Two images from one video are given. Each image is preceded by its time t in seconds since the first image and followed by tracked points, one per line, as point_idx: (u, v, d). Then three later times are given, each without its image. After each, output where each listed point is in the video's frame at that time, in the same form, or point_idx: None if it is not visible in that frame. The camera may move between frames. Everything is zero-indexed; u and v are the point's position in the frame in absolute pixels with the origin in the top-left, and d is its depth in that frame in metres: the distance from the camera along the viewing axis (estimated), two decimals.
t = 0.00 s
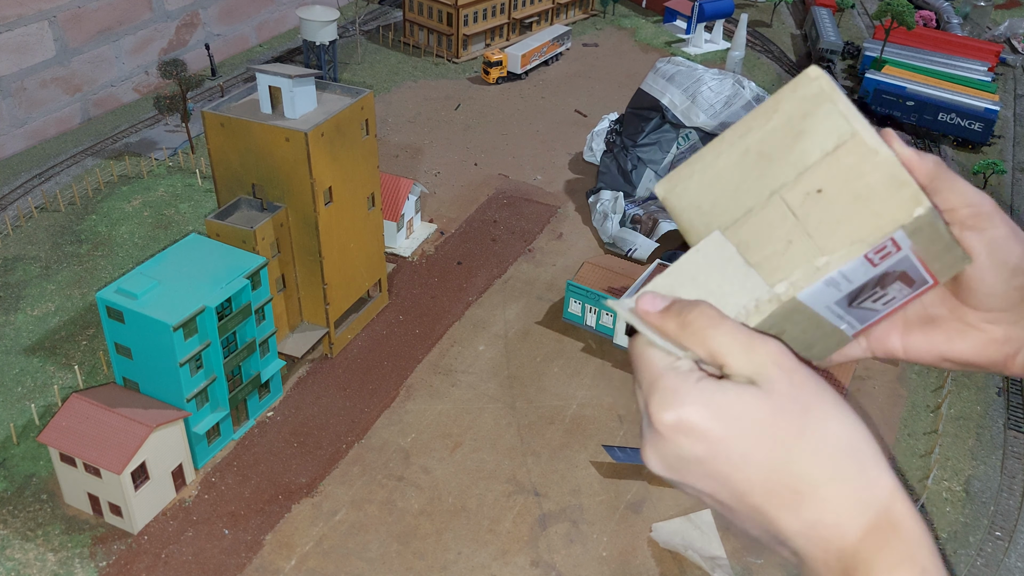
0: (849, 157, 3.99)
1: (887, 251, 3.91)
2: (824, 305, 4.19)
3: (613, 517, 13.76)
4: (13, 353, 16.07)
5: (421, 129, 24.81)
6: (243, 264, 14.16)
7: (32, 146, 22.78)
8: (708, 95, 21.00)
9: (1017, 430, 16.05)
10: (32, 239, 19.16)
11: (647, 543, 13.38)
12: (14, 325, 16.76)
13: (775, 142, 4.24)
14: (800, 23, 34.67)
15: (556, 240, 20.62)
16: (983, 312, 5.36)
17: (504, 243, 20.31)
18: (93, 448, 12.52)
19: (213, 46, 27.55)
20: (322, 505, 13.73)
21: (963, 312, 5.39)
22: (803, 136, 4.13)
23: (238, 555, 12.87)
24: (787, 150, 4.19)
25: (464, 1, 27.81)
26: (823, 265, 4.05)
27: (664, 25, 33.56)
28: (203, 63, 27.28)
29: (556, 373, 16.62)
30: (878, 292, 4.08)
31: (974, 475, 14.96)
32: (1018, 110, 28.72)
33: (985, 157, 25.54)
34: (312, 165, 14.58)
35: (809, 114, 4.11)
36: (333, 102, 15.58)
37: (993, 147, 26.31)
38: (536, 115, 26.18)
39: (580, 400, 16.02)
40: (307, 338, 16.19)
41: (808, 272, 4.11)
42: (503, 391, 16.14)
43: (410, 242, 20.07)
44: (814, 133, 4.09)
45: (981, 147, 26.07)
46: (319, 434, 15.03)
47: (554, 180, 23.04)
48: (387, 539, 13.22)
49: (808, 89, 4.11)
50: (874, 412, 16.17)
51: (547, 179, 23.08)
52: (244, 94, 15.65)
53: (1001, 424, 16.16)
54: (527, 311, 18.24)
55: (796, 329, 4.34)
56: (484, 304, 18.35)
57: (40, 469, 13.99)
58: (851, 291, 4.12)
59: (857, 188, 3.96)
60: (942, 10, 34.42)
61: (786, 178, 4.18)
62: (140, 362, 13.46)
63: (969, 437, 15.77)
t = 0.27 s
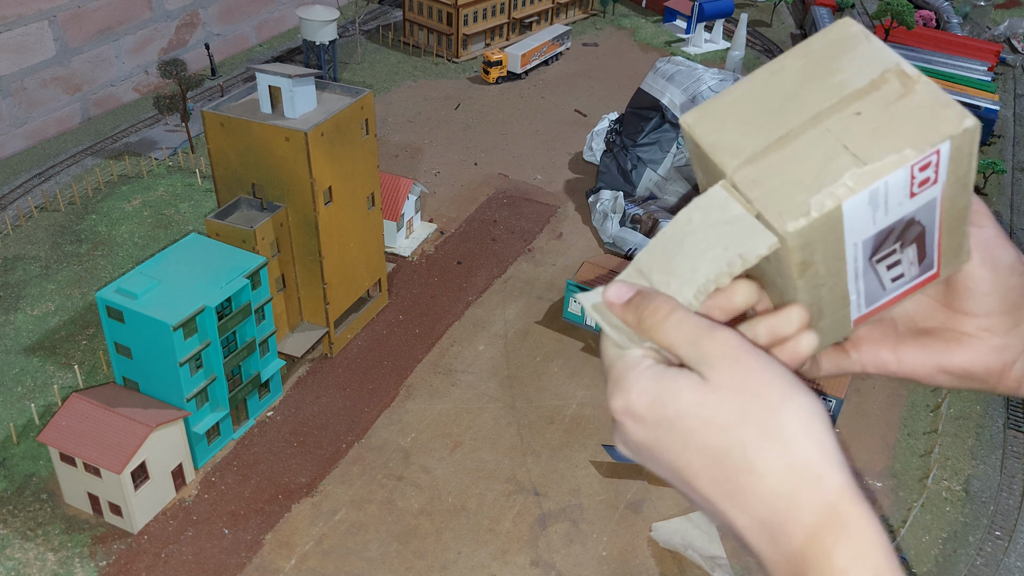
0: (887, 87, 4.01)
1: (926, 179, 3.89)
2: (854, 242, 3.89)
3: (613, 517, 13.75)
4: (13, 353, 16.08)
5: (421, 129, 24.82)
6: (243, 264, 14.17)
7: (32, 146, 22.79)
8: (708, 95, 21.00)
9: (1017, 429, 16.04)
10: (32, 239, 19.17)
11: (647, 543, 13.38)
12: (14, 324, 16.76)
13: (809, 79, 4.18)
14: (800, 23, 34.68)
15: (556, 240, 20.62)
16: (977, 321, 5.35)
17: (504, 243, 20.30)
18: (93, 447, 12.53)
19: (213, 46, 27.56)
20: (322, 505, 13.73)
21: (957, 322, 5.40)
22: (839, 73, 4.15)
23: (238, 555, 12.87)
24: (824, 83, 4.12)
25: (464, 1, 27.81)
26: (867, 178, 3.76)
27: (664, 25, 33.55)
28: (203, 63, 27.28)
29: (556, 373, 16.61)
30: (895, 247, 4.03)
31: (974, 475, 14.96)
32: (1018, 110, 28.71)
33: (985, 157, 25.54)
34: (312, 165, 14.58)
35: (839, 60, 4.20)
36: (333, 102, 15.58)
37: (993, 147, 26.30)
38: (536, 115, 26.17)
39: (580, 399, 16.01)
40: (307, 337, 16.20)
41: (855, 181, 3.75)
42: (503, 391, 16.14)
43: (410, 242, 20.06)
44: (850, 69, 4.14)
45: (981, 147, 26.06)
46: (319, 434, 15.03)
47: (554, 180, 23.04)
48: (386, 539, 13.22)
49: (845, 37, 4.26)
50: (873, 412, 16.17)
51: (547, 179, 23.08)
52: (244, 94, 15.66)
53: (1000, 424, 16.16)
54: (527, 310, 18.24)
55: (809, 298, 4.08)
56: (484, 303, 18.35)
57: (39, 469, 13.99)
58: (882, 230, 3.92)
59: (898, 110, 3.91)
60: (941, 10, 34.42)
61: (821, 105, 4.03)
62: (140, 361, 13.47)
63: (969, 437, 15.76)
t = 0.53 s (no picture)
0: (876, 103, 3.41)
1: (913, 208, 3.31)
2: (841, 269, 3.39)
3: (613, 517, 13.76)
4: (13, 353, 16.07)
5: (421, 129, 24.82)
6: (243, 264, 14.16)
7: (32, 146, 22.79)
8: (708, 95, 21.00)
9: (1016, 430, 16.04)
10: (32, 239, 19.17)
11: (647, 543, 13.39)
12: (14, 325, 16.76)
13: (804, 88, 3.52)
14: (800, 23, 34.69)
15: (556, 239, 20.62)
16: (979, 320, 5.30)
17: (504, 243, 20.30)
18: (93, 447, 12.53)
19: (213, 46, 27.56)
20: (322, 505, 13.73)
21: (959, 319, 5.34)
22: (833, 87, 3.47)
23: (238, 555, 12.87)
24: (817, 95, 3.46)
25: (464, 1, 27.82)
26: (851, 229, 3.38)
27: (664, 25, 33.55)
28: (203, 63, 27.29)
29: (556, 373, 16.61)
30: (887, 268, 3.52)
31: (974, 475, 14.96)
32: (1018, 110, 28.72)
33: (985, 157, 25.55)
34: (312, 165, 14.58)
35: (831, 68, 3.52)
36: (333, 102, 15.58)
37: (993, 147, 26.31)
38: (536, 114, 26.17)
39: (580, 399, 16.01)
40: (307, 337, 16.19)
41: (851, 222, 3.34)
42: (503, 391, 16.14)
43: (410, 242, 20.06)
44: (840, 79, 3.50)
45: (981, 147, 26.07)
46: (319, 434, 15.03)
47: (554, 180, 23.04)
48: (387, 539, 13.23)
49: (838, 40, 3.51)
50: (873, 411, 16.17)
51: (547, 179, 23.08)
52: (245, 94, 15.66)
53: (1001, 424, 16.17)
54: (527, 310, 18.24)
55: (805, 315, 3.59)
56: (483, 303, 18.34)
57: (40, 469, 13.99)
58: (870, 255, 3.39)
59: (891, 145, 3.25)
60: (941, 10, 34.43)
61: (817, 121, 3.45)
62: (140, 362, 13.46)
63: (969, 437, 15.77)
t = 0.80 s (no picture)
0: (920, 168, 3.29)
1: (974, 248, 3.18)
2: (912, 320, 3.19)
3: (613, 517, 13.75)
4: (13, 352, 16.07)
5: (421, 129, 24.82)
6: (243, 264, 14.17)
7: (32, 146, 22.79)
8: (708, 95, 21.00)
9: (1017, 430, 16.03)
10: (32, 239, 19.16)
11: (646, 543, 13.38)
12: (14, 325, 16.76)
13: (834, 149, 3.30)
14: (800, 23, 34.67)
15: (556, 239, 20.62)
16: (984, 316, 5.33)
17: (504, 243, 20.30)
18: (93, 447, 12.53)
19: (213, 46, 27.57)
20: (322, 505, 13.73)
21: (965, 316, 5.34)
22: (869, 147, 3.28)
23: (238, 555, 12.87)
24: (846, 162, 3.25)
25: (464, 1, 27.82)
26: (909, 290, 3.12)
27: (664, 25, 33.54)
28: (203, 63, 27.29)
29: (556, 373, 16.62)
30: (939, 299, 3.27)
31: (974, 475, 14.96)
32: (1018, 110, 28.72)
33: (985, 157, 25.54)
34: (312, 165, 14.58)
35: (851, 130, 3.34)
36: (333, 102, 15.59)
37: (993, 147, 26.31)
38: (536, 115, 26.17)
39: (580, 399, 16.01)
40: (307, 338, 16.20)
41: (915, 278, 3.00)
42: (503, 391, 16.14)
43: (410, 242, 20.06)
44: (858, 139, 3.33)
45: (981, 148, 26.06)
46: (319, 434, 15.03)
47: (554, 180, 23.04)
48: (386, 539, 13.22)
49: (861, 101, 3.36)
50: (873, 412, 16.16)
51: (547, 179, 23.08)
52: (245, 94, 15.66)
53: (1000, 424, 16.16)
54: (527, 310, 18.24)
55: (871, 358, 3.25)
56: (483, 303, 18.34)
57: (40, 469, 13.99)
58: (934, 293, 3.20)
59: (936, 183, 3.15)
60: (941, 10, 34.42)
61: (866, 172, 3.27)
62: (140, 362, 13.46)
63: (969, 437, 15.76)
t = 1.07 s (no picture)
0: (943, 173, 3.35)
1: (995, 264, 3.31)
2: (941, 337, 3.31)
3: (613, 517, 13.75)
4: (13, 352, 16.07)
5: (421, 129, 24.81)
6: (243, 264, 14.16)
7: (32, 146, 22.79)
8: (708, 95, 20.98)
9: (1017, 430, 16.04)
10: (32, 239, 19.16)
11: (646, 543, 13.37)
12: (14, 325, 16.75)
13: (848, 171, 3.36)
14: (800, 23, 34.67)
15: (556, 240, 20.62)
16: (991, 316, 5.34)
17: (504, 243, 20.30)
18: (93, 447, 12.53)
19: (213, 46, 27.56)
20: (322, 505, 13.73)
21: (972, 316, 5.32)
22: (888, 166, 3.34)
23: (238, 555, 12.87)
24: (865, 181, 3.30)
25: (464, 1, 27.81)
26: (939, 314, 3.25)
27: (664, 25, 33.53)
28: (203, 63, 27.28)
29: (556, 373, 16.62)
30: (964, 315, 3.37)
31: (974, 475, 14.96)
32: (1018, 110, 28.72)
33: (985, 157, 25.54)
34: (312, 165, 14.58)
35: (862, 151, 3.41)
36: (333, 102, 15.58)
37: (993, 147, 26.30)
38: (535, 115, 26.16)
39: (580, 399, 16.01)
40: (307, 337, 16.19)
41: (957, 275, 3.08)
42: (503, 391, 16.14)
43: (410, 242, 20.06)
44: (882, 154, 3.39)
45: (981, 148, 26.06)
46: (319, 434, 15.03)
47: (554, 180, 23.04)
48: (386, 539, 13.22)
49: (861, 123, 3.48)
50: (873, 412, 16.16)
51: (547, 179, 23.08)
52: (244, 94, 15.65)
53: (1000, 424, 16.17)
54: (527, 310, 18.24)
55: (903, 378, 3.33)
56: (483, 303, 18.34)
57: (40, 469, 13.98)
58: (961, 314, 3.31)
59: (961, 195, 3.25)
60: (941, 10, 34.42)
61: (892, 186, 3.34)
62: (140, 361, 13.46)
63: (969, 437, 15.76)
